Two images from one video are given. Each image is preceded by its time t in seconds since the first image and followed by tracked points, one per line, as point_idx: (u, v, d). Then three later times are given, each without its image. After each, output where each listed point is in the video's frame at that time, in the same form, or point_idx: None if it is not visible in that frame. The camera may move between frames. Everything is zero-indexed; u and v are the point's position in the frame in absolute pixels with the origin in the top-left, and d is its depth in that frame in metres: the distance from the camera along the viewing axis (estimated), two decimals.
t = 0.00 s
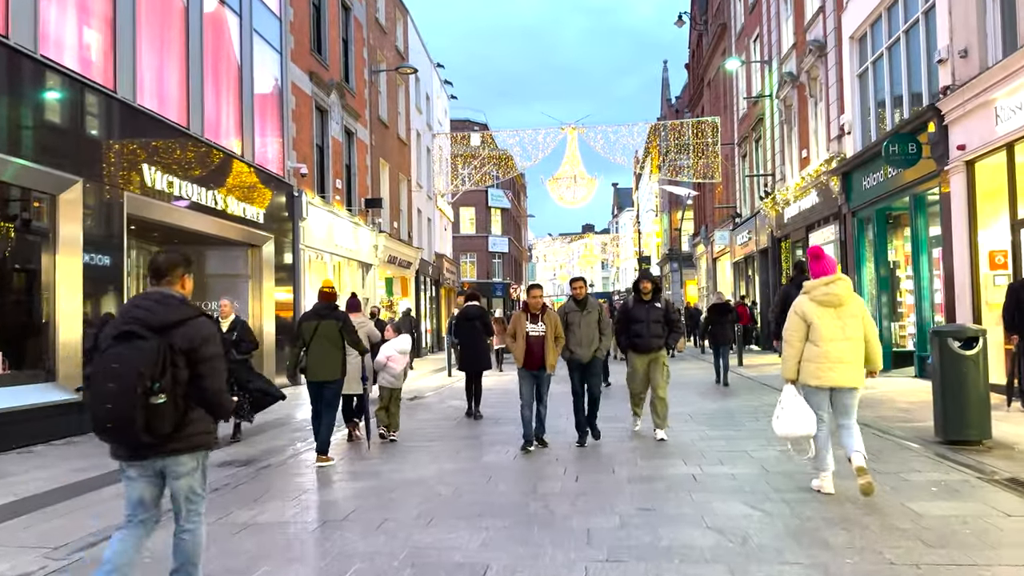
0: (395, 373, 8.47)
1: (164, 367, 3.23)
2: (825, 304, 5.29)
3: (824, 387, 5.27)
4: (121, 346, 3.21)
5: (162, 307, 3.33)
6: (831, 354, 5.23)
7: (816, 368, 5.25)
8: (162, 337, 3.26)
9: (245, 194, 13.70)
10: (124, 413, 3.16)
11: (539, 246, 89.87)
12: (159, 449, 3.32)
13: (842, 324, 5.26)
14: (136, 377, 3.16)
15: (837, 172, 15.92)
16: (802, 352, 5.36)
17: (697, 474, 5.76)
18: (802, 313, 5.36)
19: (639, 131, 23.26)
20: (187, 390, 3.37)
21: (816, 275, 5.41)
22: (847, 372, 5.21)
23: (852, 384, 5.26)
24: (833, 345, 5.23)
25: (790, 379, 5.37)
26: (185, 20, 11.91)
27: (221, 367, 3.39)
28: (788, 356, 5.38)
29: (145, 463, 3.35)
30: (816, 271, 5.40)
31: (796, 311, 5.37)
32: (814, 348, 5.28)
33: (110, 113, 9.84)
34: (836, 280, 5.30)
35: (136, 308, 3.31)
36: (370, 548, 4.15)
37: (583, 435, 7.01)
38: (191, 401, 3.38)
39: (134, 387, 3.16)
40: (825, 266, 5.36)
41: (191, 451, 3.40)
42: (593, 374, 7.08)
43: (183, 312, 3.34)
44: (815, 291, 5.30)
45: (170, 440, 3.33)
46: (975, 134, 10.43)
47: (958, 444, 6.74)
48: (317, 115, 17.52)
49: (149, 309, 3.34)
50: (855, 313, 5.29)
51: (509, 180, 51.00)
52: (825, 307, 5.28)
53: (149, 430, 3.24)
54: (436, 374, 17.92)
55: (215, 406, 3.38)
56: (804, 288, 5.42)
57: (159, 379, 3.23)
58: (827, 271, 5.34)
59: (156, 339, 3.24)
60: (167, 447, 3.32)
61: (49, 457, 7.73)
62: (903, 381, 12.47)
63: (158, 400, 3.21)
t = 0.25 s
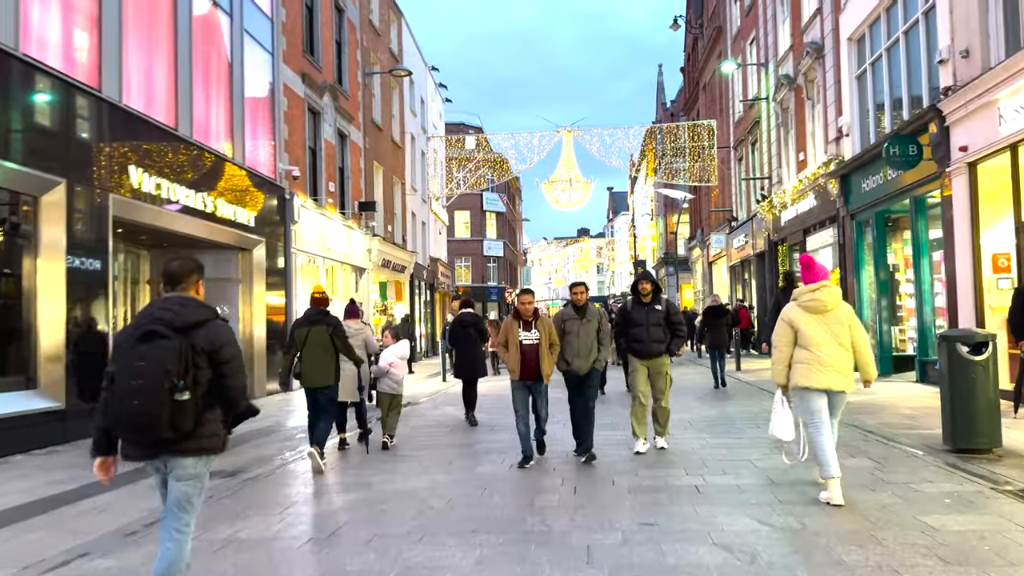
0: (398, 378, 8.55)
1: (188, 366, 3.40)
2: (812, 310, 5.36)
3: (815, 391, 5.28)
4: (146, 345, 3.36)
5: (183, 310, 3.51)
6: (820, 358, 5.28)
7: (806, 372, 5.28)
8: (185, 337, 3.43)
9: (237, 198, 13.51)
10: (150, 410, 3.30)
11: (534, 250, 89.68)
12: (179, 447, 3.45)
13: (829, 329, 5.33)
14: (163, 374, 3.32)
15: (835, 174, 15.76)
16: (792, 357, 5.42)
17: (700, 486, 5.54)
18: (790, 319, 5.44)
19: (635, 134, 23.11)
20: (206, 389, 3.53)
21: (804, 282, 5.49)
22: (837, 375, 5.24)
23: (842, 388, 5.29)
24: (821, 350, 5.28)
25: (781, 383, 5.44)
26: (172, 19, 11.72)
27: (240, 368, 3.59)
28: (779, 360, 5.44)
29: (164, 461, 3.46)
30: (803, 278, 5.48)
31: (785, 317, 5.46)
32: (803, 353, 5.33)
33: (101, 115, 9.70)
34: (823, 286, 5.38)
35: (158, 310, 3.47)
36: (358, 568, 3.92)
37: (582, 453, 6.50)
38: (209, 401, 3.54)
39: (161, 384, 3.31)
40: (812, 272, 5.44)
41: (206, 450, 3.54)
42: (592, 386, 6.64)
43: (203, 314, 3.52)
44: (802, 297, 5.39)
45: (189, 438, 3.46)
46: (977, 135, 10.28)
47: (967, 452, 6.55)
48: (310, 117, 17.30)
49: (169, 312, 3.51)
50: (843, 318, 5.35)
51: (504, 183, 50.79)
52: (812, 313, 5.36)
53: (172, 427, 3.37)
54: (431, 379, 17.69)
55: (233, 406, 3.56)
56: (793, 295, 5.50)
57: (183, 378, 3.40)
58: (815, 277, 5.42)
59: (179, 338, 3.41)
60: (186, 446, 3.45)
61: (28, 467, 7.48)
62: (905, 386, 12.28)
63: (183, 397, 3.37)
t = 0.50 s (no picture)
0: (391, 379, 8.58)
1: (197, 365, 3.44)
2: (800, 312, 5.69)
3: (798, 391, 5.65)
4: (155, 347, 3.41)
5: (191, 309, 3.53)
6: (804, 358, 5.64)
7: (789, 371, 5.64)
8: (193, 337, 3.46)
9: (224, 198, 13.37)
10: (162, 410, 3.37)
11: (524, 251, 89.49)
12: (192, 446, 3.48)
13: (814, 331, 5.69)
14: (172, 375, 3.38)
15: (828, 173, 15.62)
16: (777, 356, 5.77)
17: (697, 492, 5.35)
18: (779, 319, 5.77)
19: (625, 134, 22.95)
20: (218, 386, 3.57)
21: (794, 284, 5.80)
22: (818, 376, 5.61)
23: (826, 389, 5.65)
24: (808, 351, 5.66)
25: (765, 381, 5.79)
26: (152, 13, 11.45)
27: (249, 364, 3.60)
28: (765, 359, 5.79)
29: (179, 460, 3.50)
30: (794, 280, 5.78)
31: (774, 317, 5.79)
32: (788, 353, 5.70)
33: (84, 113, 9.58)
34: (813, 289, 5.70)
35: (166, 310, 3.51)
36: None
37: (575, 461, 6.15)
38: (221, 398, 3.57)
39: (170, 384, 3.37)
40: (804, 274, 5.73)
41: (219, 447, 3.56)
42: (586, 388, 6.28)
43: (209, 313, 3.54)
44: (792, 298, 5.70)
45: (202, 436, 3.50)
46: (973, 133, 10.14)
47: (969, 457, 6.36)
48: (296, 115, 17.03)
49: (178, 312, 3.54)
50: (828, 321, 5.69)
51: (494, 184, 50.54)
52: (800, 314, 5.69)
53: (185, 427, 3.43)
54: (420, 381, 17.44)
55: (245, 402, 3.58)
56: (784, 295, 5.81)
57: (193, 377, 3.44)
58: (805, 280, 5.72)
59: (187, 339, 3.44)
60: (198, 444, 3.49)
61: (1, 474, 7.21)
62: (900, 387, 12.13)
63: (193, 395, 3.41)
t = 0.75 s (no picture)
0: (392, 384, 8.58)
1: (201, 369, 3.54)
2: (793, 312, 5.67)
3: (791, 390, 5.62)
4: (164, 350, 3.53)
5: (202, 315, 3.64)
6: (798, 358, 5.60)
7: (783, 370, 5.62)
8: (200, 341, 3.57)
9: (216, 200, 13.20)
10: (166, 411, 3.48)
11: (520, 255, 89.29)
12: (197, 447, 3.57)
13: (807, 331, 5.65)
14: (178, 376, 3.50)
15: (827, 174, 15.45)
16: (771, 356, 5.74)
17: (699, 502, 5.15)
18: (772, 320, 5.75)
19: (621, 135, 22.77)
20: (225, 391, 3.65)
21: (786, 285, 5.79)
22: (813, 375, 5.57)
23: (820, 388, 5.61)
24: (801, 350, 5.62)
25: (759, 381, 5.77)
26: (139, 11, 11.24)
27: (254, 370, 3.68)
28: (758, 359, 5.76)
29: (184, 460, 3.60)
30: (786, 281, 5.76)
31: (766, 318, 5.77)
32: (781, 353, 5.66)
33: (74, 115, 9.49)
34: (805, 289, 5.68)
35: (179, 316, 3.64)
36: None
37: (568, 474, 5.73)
38: (228, 402, 3.65)
39: (175, 385, 3.48)
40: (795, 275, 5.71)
41: (223, 449, 3.64)
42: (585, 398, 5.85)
43: (219, 319, 3.65)
44: (785, 299, 5.68)
45: (207, 438, 3.59)
46: (976, 132, 9.98)
47: (979, 465, 6.16)
48: (289, 116, 16.81)
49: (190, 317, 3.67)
50: (822, 321, 5.66)
51: (490, 186, 50.35)
52: (793, 315, 5.67)
53: (187, 427, 3.52)
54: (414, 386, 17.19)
55: (248, 406, 3.64)
56: (776, 296, 5.80)
57: (198, 380, 3.54)
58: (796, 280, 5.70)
59: (195, 342, 3.56)
60: (202, 446, 3.58)
61: None
62: (901, 390, 11.94)
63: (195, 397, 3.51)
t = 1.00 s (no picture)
0: (390, 386, 8.49)
1: (225, 375, 3.53)
2: (777, 320, 5.76)
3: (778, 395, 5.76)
4: (187, 355, 3.50)
5: (222, 321, 3.62)
6: (782, 364, 5.74)
7: (768, 377, 5.77)
8: (224, 347, 3.55)
9: (207, 202, 13.01)
10: (190, 415, 3.46)
11: (514, 257, 89.13)
12: (220, 448, 3.58)
13: (791, 338, 5.77)
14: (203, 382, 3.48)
15: (823, 175, 15.31)
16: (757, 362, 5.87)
17: (701, 512, 4.96)
18: (757, 327, 5.85)
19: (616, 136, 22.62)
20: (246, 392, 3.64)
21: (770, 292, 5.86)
22: (798, 380, 5.70)
23: (806, 393, 5.72)
24: (785, 356, 5.75)
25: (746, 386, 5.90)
26: (124, 7, 11.01)
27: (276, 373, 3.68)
28: (745, 366, 5.89)
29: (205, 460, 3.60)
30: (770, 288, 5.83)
31: (751, 325, 5.87)
32: (766, 360, 5.79)
33: (62, 115, 9.37)
34: (788, 296, 5.76)
35: (199, 321, 3.60)
36: None
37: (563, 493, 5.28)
38: (250, 405, 3.65)
39: (200, 392, 3.46)
40: (777, 282, 5.79)
41: (245, 450, 3.65)
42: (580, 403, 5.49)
43: (241, 325, 3.62)
44: (769, 307, 5.76)
45: (229, 440, 3.58)
46: (976, 131, 9.83)
47: (987, 471, 5.98)
48: (278, 116, 16.58)
49: (210, 321, 3.63)
50: (805, 326, 5.77)
51: (484, 188, 50.15)
52: (777, 322, 5.76)
53: (210, 431, 3.51)
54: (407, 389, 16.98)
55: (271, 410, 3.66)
56: (759, 304, 5.89)
57: (221, 385, 3.53)
58: (779, 287, 5.77)
59: (219, 349, 3.54)
60: (225, 448, 3.59)
61: None
62: (900, 393, 11.79)
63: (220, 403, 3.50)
